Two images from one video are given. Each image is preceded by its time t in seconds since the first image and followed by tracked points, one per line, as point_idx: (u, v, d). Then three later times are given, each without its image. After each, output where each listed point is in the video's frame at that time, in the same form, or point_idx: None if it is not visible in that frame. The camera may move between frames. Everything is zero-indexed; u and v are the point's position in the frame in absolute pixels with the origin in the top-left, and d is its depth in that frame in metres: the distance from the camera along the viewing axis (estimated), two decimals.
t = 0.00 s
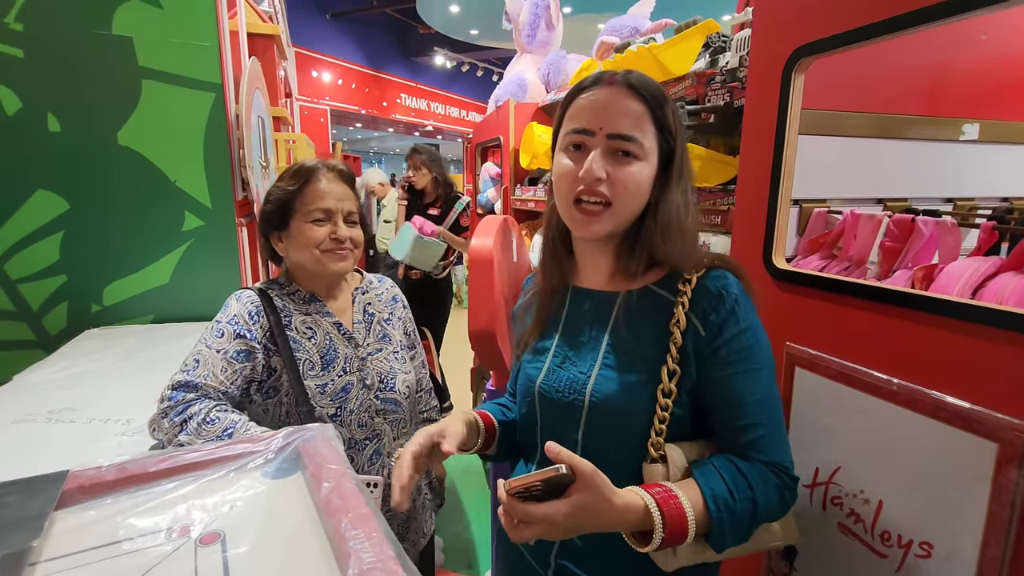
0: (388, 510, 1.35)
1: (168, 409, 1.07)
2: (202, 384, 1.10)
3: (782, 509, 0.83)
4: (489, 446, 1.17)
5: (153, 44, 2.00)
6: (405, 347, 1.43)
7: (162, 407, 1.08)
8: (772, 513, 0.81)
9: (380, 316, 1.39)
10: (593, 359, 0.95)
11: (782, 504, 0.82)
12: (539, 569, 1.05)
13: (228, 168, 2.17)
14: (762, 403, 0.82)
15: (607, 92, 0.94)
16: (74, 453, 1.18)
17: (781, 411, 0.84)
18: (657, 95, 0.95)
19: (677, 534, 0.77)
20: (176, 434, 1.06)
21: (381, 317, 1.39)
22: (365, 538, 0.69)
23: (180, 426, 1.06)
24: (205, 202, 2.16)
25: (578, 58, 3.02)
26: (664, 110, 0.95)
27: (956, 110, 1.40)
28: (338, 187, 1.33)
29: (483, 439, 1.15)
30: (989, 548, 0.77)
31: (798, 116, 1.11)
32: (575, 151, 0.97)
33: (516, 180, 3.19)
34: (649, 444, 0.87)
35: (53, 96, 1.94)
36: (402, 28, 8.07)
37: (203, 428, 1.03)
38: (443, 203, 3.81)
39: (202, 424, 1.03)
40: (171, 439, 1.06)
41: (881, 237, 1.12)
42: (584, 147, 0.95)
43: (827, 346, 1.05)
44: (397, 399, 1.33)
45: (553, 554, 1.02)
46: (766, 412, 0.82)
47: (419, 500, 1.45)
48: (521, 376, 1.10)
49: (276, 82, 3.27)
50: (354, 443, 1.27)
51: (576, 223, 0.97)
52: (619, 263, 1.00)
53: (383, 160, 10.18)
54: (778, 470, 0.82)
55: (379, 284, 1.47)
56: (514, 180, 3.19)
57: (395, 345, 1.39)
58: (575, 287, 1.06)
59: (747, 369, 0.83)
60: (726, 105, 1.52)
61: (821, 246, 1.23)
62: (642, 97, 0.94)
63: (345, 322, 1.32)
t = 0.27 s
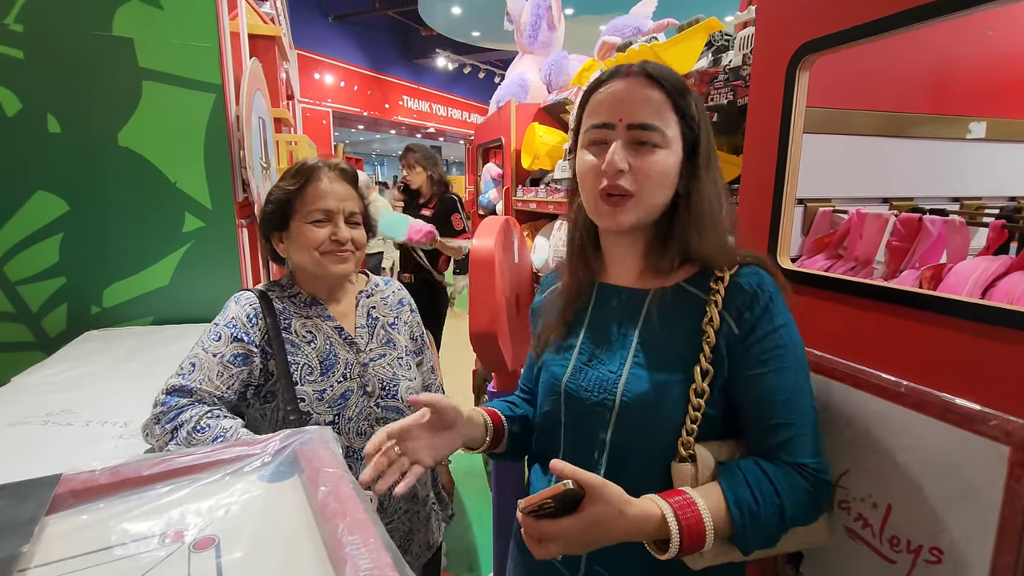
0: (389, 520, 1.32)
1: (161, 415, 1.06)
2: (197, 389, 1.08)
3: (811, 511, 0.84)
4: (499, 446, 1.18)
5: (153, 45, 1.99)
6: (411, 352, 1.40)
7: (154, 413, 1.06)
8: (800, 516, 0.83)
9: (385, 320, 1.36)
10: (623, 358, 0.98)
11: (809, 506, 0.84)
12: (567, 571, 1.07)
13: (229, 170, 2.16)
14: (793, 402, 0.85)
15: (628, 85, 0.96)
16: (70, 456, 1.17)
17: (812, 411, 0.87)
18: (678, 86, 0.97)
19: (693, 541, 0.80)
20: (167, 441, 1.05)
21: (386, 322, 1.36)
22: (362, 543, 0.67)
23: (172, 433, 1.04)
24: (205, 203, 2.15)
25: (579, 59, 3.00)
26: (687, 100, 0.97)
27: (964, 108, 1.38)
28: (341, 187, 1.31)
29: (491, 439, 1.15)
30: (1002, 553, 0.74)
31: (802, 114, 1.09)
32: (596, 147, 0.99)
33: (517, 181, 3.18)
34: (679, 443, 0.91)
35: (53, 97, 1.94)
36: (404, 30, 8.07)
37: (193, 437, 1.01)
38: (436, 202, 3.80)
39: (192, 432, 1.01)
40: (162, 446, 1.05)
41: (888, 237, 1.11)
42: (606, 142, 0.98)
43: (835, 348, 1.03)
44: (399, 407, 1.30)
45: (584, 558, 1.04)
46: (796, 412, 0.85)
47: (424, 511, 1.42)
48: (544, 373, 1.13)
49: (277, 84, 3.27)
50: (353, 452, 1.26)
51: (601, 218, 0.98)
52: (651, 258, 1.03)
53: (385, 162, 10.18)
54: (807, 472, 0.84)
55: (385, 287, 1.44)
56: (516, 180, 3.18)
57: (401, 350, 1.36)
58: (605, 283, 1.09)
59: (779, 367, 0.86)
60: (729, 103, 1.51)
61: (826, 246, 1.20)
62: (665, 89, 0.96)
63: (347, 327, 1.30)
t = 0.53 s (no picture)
0: (395, 534, 1.29)
1: (155, 420, 1.03)
2: (192, 395, 1.06)
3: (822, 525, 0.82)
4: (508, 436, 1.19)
5: (152, 44, 1.97)
6: (422, 358, 1.36)
7: (149, 417, 1.04)
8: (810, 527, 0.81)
9: (396, 325, 1.32)
10: (631, 359, 0.97)
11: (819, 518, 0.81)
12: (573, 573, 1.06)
13: (228, 170, 2.13)
14: (805, 407, 0.82)
15: (627, 83, 0.95)
16: (64, 461, 1.15)
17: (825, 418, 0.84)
18: (679, 79, 0.94)
19: (700, 545, 0.79)
20: (159, 447, 1.02)
21: (397, 327, 1.32)
22: (360, 552, 0.65)
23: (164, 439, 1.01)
24: (204, 203, 2.13)
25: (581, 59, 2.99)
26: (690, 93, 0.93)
27: (973, 107, 1.36)
28: (350, 186, 1.27)
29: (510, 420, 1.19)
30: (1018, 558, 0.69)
31: (809, 114, 1.08)
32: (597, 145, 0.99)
33: (519, 181, 3.17)
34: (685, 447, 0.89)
35: (51, 97, 1.93)
36: (405, 32, 8.07)
37: (186, 443, 0.98)
38: (427, 204, 3.80)
39: (185, 439, 0.98)
40: (155, 451, 1.02)
41: (896, 237, 1.09)
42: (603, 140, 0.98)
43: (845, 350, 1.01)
44: (407, 415, 1.27)
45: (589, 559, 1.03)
46: (806, 418, 0.82)
47: (434, 525, 1.38)
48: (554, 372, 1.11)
49: (277, 85, 3.25)
50: (359, 463, 1.20)
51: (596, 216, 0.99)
52: (658, 258, 1.01)
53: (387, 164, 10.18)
54: (818, 481, 0.81)
55: (398, 290, 1.41)
56: (517, 181, 3.17)
57: (412, 355, 1.32)
58: (614, 284, 1.08)
59: (791, 371, 0.83)
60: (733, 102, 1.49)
61: (832, 246, 1.17)
62: (664, 84, 0.93)
63: (356, 331, 1.26)
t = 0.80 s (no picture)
0: (411, 552, 1.22)
1: (153, 425, 1.01)
2: (193, 402, 1.03)
3: (828, 525, 0.80)
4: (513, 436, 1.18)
5: (152, 45, 1.95)
6: (439, 367, 1.30)
7: (148, 422, 1.01)
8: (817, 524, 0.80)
9: (411, 332, 1.26)
10: (633, 362, 0.96)
11: (829, 514, 0.80)
12: None
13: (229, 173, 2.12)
14: (811, 413, 0.80)
15: (608, 90, 0.94)
16: (57, 467, 1.12)
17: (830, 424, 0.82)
18: (661, 79, 0.92)
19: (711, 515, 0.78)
20: (154, 453, 0.99)
21: (413, 334, 1.26)
22: (359, 565, 0.63)
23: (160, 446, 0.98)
24: (203, 205, 2.11)
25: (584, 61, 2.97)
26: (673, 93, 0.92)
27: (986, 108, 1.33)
28: (369, 191, 1.20)
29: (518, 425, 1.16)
30: None
31: (820, 114, 1.06)
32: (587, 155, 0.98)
33: (521, 183, 3.15)
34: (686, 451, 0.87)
35: (50, 98, 1.91)
36: (406, 34, 8.06)
37: (181, 452, 0.95)
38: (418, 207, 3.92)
39: (180, 447, 0.95)
40: (149, 458, 0.99)
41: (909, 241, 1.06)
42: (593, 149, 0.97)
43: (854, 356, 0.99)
44: (422, 426, 1.20)
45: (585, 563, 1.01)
46: (811, 424, 0.80)
47: (452, 545, 1.31)
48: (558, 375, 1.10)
49: (278, 86, 3.23)
50: (370, 476, 1.15)
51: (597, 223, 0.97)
52: (666, 258, 0.98)
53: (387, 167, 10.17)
54: (829, 486, 0.80)
55: (414, 296, 1.36)
56: (519, 183, 3.14)
57: (428, 364, 1.26)
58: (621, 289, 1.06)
59: (797, 378, 0.81)
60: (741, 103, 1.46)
61: (842, 250, 1.15)
62: (643, 87, 0.91)
63: (369, 337, 1.21)
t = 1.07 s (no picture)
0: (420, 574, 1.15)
1: (158, 427, 0.97)
2: (198, 407, 0.99)
3: (848, 539, 0.76)
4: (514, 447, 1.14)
5: (152, 42, 1.92)
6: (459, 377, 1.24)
7: (152, 423, 0.98)
8: (836, 539, 0.76)
9: (429, 339, 1.20)
10: (640, 369, 0.92)
11: (848, 530, 0.76)
12: None
13: (229, 171, 2.05)
14: (828, 422, 0.77)
15: (608, 94, 0.88)
16: (52, 474, 1.09)
17: (848, 431, 0.78)
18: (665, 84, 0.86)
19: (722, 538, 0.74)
20: (153, 457, 0.95)
21: (430, 342, 1.20)
22: None
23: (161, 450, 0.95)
24: (204, 205, 2.06)
25: (589, 61, 2.95)
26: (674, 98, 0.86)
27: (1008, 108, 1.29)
28: (389, 194, 1.12)
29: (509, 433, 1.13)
30: None
31: (841, 113, 1.03)
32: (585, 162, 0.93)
33: (525, 184, 3.12)
34: (702, 462, 0.83)
35: (49, 96, 1.88)
36: (408, 35, 8.04)
37: (180, 459, 0.92)
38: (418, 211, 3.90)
39: (180, 454, 0.92)
40: (148, 461, 0.96)
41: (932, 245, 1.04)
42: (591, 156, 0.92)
43: (873, 363, 0.95)
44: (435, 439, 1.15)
45: None
46: (829, 433, 0.76)
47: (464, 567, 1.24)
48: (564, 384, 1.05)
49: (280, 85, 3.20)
50: (379, 491, 1.10)
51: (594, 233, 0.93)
52: (662, 266, 0.93)
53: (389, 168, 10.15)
54: (849, 494, 0.76)
55: (434, 301, 1.29)
56: (523, 183, 3.11)
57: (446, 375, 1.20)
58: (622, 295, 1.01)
59: (811, 383, 0.77)
60: (754, 102, 1.44)
61: (862, 254, 1.11)
62: (644, 92, 0.86)
63: (385, 344, 1.16)
